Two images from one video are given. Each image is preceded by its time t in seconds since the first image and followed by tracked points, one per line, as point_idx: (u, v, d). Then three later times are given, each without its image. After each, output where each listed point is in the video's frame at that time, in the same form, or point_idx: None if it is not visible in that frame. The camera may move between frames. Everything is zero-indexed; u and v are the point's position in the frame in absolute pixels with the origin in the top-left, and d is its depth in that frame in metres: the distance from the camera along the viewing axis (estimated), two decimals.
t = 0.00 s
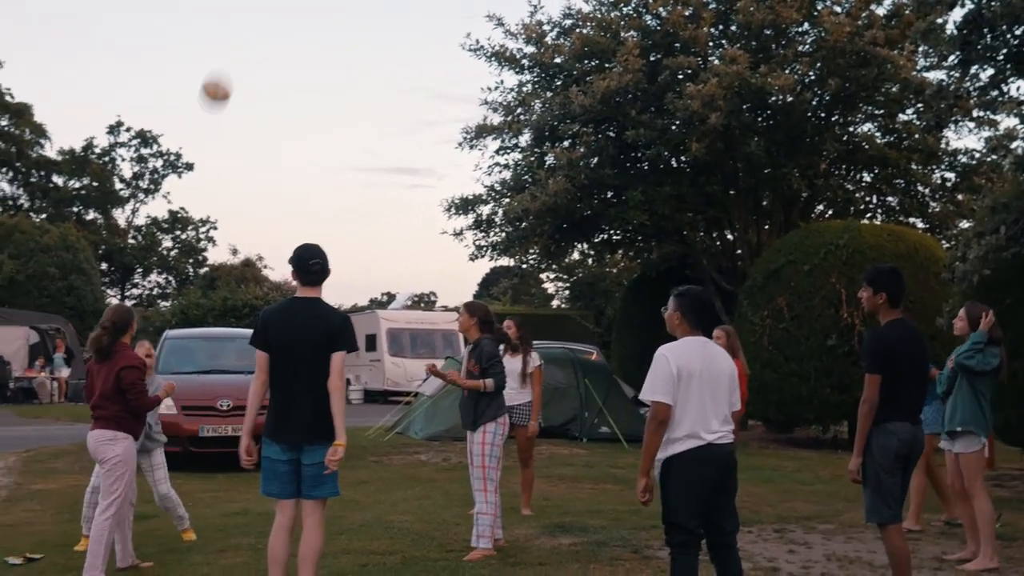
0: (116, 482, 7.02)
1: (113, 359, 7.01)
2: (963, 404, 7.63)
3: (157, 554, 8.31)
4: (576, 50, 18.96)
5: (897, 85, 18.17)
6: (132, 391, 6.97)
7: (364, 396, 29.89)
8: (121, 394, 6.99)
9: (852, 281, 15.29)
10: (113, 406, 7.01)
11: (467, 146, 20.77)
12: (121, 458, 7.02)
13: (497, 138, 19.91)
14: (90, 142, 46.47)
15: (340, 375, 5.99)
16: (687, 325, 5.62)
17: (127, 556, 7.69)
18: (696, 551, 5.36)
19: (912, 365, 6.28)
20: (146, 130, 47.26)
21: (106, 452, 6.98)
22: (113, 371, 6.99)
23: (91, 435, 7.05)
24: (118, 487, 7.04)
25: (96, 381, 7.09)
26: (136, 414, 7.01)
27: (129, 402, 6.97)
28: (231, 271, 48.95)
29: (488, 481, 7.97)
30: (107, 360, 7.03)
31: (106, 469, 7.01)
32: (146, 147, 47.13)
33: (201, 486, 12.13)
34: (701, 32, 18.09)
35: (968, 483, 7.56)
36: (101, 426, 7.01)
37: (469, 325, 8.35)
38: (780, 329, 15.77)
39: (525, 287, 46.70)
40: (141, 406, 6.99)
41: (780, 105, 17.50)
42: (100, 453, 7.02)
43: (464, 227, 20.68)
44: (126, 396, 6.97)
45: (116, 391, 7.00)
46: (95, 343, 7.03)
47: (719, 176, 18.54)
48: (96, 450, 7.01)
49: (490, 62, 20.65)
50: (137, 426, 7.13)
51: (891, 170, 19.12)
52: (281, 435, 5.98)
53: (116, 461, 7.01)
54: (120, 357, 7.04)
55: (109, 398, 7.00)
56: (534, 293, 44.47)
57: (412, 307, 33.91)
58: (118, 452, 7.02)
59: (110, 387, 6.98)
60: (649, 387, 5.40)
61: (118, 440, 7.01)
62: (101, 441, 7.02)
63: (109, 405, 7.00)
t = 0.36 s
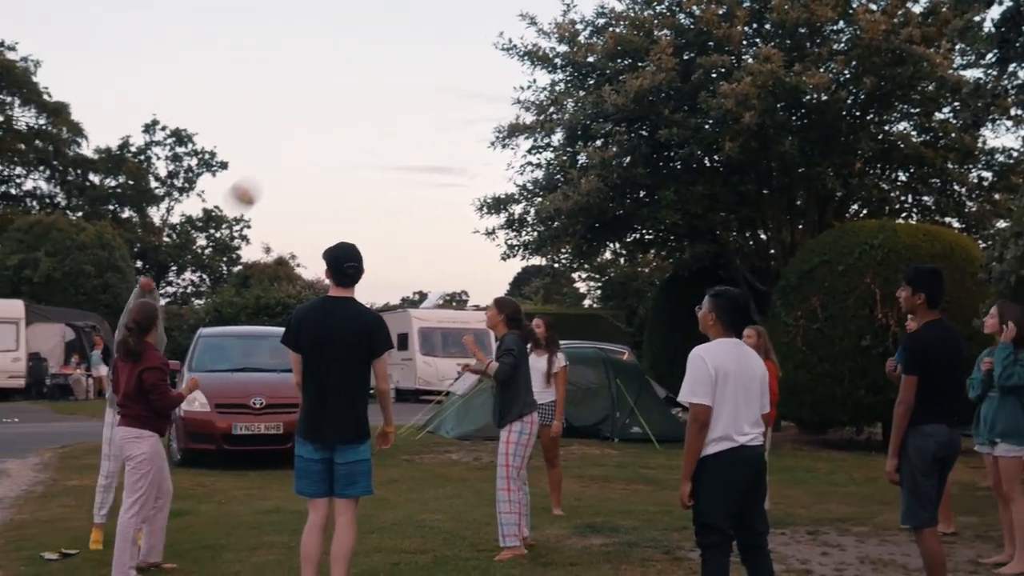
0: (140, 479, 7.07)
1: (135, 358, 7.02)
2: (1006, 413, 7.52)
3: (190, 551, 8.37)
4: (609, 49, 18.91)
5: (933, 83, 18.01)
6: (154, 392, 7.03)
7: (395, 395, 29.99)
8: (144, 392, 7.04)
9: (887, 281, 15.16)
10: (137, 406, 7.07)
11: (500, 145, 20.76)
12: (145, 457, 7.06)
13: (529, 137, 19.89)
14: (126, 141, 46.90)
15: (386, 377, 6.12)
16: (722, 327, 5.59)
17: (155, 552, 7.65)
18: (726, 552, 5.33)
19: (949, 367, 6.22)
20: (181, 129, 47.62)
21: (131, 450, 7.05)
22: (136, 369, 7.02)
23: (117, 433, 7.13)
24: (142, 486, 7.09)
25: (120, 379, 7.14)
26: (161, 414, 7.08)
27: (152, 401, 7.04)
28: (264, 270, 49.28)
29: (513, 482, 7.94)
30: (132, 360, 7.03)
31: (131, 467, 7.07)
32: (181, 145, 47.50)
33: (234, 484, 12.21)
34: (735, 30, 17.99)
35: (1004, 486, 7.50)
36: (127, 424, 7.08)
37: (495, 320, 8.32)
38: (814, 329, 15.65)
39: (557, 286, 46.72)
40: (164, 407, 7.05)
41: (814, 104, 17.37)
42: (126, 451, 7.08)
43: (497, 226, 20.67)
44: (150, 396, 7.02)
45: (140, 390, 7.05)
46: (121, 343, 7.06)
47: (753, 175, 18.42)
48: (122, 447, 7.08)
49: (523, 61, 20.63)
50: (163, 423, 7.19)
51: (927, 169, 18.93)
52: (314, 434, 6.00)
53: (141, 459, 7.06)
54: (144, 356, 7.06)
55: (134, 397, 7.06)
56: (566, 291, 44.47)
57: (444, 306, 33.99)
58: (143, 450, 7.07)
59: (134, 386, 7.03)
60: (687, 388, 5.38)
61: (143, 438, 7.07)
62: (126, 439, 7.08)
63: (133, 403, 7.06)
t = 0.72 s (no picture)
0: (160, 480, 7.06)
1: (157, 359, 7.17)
2: None
3: (213, 553, 8.39)
4: (632, 50, 18.87)
5: (959, 83, 17.85)
6: (173, 389, 7.07)
7: (418, 396, 30.04)
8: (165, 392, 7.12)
9: (912, 283, 15.04)
10: (160, 406, 7.14)
11: (522, 147, 20.74)
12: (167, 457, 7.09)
13: (552, 139, 19.85)
14: (151, 144, 47.22)
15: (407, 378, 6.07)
16: (739, 329, 5.56)
17: (178, 554, 7.63)
18: (748, 554, 5.28)
19: (974, 368, 6.14)
20: (206, 133, 47.88)
21: (153, 450, 7.08)
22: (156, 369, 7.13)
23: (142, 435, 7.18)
24: (165, 487, 7.08)
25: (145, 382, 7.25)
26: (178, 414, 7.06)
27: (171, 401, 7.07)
28: (288, 272, 49.51)
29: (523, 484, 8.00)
30: (153, 358, 7.21)
31: (153, 469, 7.08)
32: (205, 149, 47.76)
33: (257, 486, 12.25)
34: (759, 30, 17.89)
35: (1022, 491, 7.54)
36: (151, 426, 7.13)
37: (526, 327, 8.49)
38: (837, 331, 15.54)
39: (579, 287, 46.70)
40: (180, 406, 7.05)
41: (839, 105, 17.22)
42: (148, 452, 7.12)
43: (519, 228, 20.66)
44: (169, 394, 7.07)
45: (161, 390, 7.14)
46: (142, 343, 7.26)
47: (777, 176, 18.32)
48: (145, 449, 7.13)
49: (545, 63, 20.61)
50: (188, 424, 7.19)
51: (953, 170, 18.78)
52: (336, 436, 6.01)
53: (162, 458, 7.08)
54: (164, 356, 7.17)
55: (157, 398, 7.15)
56: (589, 294, 44.50)
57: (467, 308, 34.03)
58: (164, 450, 7.09)
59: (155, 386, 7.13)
60: (700, 391, 5.37)
61: (163, 439, 7.09)
62: (149, 440, 7.12)
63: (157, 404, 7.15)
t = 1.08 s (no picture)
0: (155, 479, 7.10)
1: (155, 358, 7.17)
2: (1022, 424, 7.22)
3: (201, 556, 8.36)
4: (622, 51, 18.88)
5: (949, 85, 17.89)
6: (165, 387, 7.09)
7: (408, 398, 30.01)
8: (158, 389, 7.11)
9: (901, 283, 15.07)
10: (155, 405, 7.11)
11: (512, 148, 20.72)
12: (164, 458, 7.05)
13: (542, 140, 19.84)
14: (141, 146, 47.11)
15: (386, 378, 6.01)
16: (724, 329, 5.58)
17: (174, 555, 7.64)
18: (736, 555, 5.28)
19: (960, 368, 6.13)
20: (196, 134, 47.80)
21: (151, 450, 7.07)
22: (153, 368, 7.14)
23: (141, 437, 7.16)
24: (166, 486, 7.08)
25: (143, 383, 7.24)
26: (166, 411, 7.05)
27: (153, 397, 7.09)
28: (278, 274, 49.45)
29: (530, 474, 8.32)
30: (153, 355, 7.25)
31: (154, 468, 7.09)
32: (195, 150, 47.67)
33: (246, 488, 12.21)
34: (749, 32, 17.92)
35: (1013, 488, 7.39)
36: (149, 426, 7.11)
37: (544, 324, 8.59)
38: (827, 331, 15.57)
39: (570, 289, 46.72)
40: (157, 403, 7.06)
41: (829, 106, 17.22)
42: (148, 453, 7.10)
43: (509, 229, 20.65)
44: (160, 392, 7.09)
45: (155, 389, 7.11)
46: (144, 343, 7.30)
47: (766, 177, 18.35)
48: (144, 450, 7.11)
49: (535, 64, 20.60)
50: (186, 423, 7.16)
51: (942, 170, 18.83)
52: (320, 437, 6.01)
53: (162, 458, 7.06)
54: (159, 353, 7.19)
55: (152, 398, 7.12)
56: (579, 295, 44.53)
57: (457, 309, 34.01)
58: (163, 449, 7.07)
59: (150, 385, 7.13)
60: (678, 392, 5.45)
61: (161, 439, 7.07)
62: (147, 441, 7.11)
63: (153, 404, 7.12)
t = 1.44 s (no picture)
0: (156, 475, 7.09)
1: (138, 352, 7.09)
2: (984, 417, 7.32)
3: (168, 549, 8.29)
4: (595, 44, 18.88)
5: (918, 79, 18.02)
6: (146, 381, 6.97)
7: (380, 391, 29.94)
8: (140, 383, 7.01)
9: (870, 276, 15.19)
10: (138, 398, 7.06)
11: (484, 141, 20.67)
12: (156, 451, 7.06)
13: (514, 133, 19.81)
14: (110, 138, 46.69)
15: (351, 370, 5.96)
16: (693, 322, 5.58)
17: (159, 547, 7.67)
18: (702, 546, 5.30)
19: (928, 360, 6.18)
20: (166, 126, 47.42)
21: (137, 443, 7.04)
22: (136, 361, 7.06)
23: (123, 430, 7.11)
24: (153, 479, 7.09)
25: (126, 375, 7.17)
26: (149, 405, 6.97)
27: (141, 393, 6.99)
28: (249, 267, 49.19)
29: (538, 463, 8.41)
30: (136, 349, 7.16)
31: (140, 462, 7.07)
32: (165, 142, 47.29)
33: (215, 481, 12.14)
34: (721, 25, 17.96)
35: (981, 484, 7.38)
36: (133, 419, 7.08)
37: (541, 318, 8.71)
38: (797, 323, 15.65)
39: (542, 282, 46.75)
40: (148, 399, 6.96)
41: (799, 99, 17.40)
42: (133, 447, 7.07)
43: (481, 222, 20.62)
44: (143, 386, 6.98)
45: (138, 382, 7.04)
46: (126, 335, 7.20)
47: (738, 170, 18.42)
48: (127, 443, 7.07)
49: (507, 56, 20.56)
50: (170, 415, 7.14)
51: (911, 164, 18.95)
52: (286, 431, 5.98)
53: (149, 452, 7.06)
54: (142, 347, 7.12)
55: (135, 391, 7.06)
56: (551, 288, 44.58)
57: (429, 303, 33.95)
58: (148, 442, 7.06)
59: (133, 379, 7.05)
60: (645, 385, 5.46)
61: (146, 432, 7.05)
62: (131, 433, 7.06)
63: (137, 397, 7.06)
